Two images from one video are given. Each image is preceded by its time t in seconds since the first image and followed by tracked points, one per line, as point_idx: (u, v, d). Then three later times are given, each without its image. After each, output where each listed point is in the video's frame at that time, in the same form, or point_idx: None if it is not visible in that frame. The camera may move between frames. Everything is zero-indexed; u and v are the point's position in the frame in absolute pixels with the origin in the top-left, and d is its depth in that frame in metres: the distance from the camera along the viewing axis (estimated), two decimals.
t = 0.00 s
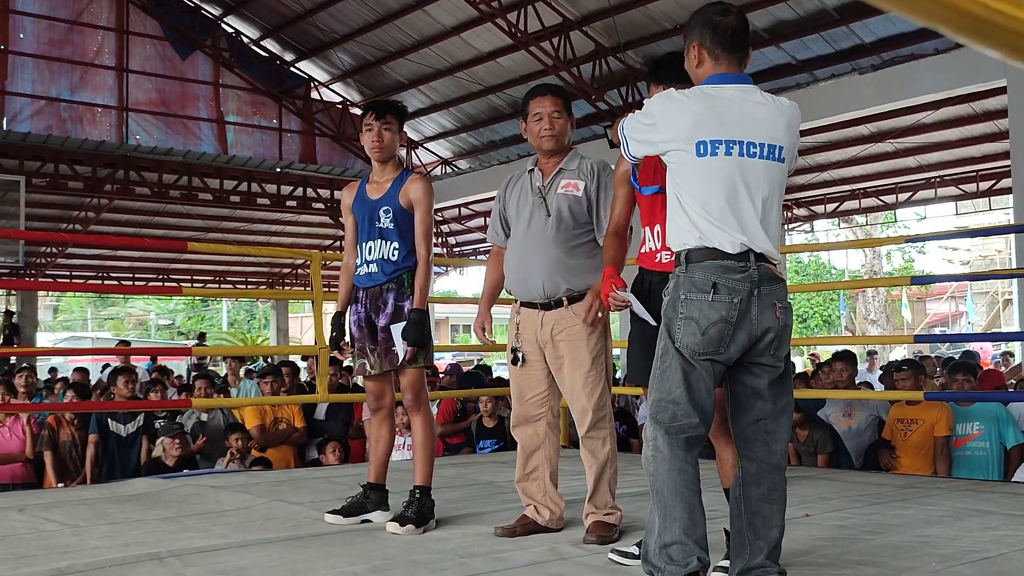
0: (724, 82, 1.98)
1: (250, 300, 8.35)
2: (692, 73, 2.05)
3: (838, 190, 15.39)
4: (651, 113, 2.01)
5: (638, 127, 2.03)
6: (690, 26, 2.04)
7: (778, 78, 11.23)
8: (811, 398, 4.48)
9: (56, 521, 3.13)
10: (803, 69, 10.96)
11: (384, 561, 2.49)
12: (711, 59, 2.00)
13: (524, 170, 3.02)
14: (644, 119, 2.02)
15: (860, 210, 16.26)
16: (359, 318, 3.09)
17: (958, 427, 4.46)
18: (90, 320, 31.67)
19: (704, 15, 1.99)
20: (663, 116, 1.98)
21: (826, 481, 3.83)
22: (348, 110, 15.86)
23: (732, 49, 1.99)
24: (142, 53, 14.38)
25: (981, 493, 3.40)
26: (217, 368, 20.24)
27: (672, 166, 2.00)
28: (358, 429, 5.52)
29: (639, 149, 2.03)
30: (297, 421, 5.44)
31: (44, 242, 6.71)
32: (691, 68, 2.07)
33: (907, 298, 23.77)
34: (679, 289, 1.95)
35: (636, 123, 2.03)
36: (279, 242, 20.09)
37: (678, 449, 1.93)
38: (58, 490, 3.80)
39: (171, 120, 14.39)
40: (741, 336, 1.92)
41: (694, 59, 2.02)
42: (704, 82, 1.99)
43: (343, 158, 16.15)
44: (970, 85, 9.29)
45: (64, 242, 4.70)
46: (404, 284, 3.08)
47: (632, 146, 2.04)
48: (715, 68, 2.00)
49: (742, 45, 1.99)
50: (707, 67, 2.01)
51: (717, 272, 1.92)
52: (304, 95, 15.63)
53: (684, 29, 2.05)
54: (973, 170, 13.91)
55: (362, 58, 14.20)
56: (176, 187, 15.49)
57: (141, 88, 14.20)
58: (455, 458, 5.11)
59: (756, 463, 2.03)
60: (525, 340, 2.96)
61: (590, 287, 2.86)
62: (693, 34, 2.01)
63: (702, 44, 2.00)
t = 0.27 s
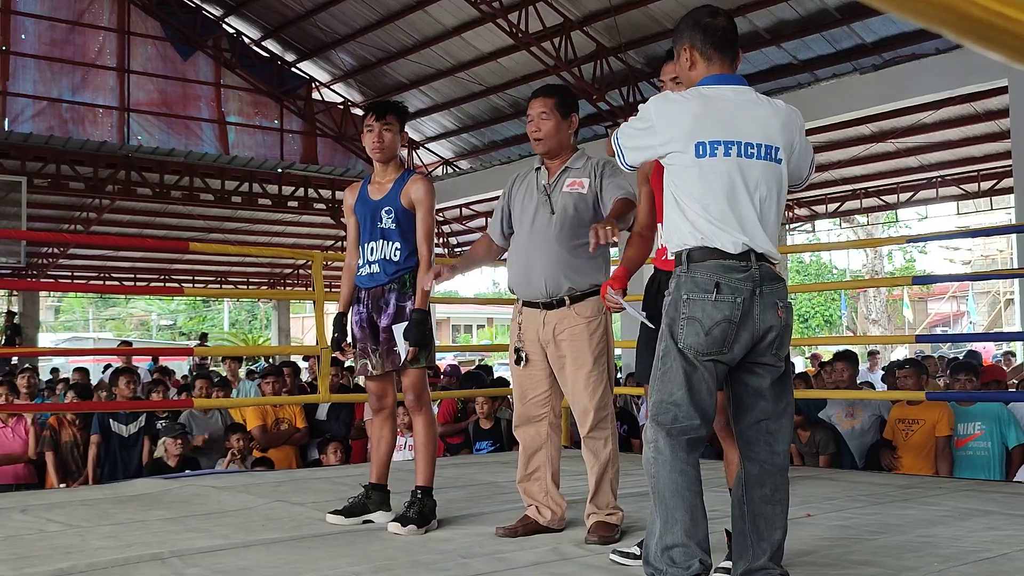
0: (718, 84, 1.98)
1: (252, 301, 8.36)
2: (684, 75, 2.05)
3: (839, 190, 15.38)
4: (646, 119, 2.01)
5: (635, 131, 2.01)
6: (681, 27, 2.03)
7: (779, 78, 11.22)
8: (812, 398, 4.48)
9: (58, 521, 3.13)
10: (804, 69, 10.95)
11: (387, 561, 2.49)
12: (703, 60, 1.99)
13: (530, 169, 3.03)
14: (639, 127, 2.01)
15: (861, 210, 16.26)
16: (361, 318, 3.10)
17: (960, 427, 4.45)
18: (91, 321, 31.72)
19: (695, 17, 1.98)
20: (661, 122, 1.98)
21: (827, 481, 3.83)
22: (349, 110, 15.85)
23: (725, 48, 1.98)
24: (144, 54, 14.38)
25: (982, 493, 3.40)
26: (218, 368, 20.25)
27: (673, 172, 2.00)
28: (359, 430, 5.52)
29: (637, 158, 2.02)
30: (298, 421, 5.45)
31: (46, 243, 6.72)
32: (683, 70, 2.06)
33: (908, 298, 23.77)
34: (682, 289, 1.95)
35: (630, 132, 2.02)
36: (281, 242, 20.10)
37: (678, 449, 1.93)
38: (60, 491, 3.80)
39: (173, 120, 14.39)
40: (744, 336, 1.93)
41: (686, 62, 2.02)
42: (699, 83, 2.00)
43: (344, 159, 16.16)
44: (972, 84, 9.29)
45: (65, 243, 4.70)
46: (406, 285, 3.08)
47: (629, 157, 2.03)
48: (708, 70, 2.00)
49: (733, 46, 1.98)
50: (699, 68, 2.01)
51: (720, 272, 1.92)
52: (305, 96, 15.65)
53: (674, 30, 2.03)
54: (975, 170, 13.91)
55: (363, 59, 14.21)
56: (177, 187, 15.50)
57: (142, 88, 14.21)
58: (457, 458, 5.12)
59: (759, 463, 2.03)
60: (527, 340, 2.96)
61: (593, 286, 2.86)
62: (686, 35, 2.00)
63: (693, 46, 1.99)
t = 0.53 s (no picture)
0: (703, 86, 2.02)
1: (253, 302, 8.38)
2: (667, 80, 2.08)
3: (839, 189, 15.38)
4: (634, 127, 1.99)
5: (625, 145, 1.99)
6: (660, 33, 2.07)
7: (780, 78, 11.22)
8: (813, 398, 4.48)
9: (59, 521, 3.14)
10: (805, 68, 10.95)
11: (388, 561, 2.49)
12: (687, 63, 2.04)
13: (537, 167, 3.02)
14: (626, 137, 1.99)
15: (862, 210, 16.26)
16: (363, 318, 3.10)
17: (961, 427, 4.45)
18: (92, 321, 31.75)
19: (675, 21, 2.03)
20: (651, 128, 1.97)
21: (828, 481, 3.83)
22: (350, 110, 15.84)
23: (706, 52, 2.03)
24: (145, 54, 14.39)
25: (983, 493, 3.40)
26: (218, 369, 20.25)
27: (664, 178, 1.99)
28: (361, 430, 5.53)
29: (626, 168, 1.99)
30: (299, 421, 5.45)
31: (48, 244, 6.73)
32: (663, 77, 2.10)
33: (909, 298, 23.77)
34: (672, 289, 1.94)
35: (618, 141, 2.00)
36: (282, 242, 20.11)
37: (664, 449, 1.94)
38: (61, 490, 3.80)
39: (174, 120, 14.40)
40: (737, 336, 1.93)
41: (669, 65, 2.05)
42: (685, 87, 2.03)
43: (345, 159, 16.17)
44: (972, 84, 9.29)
45: (65, 244, 4.71)
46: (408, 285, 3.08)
47: (619, 167, 2.00)
48: (691, 73, 2.04)
49: (714, 48, 2.03)
50: (683, 72, 2.05)
51: (712, 271, 1.92)
52: (306, 96, 15.66)
53: (655, 37, 2.07)
54: (976, 170, 13.91)
55: (364, 59, 14.21)
56: (178, 188, 15.52)
57: (143, 89, 14.22)
58: (457, 458, 5.12)
59: (756, 462, 2.03)
60: (527, 339, 2.96)
61: (591, 287, 2.85)
62: (667, 40, 2.04)
63: (675, 49, 2.03)
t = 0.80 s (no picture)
0: (659, 86, 2.04)
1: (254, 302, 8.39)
2: (621, 83, 2.09)
3: (841, 189, 15.37)
4: (616, 128, 1.95)
5: (604, 157, 1.93)
6: (612, 33, 2.09)
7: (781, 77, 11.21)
8: (813, 398, 4.48)
9: (60, 521, 3.14)
10: (807, 68, 10.93)
11: (389, 561, 2.49)
12: (641, 63, 2.06)
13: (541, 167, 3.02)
14: (606, 138, 1.95)
15: (864, 210, 16.25)
16: (365, 318, 3.09)
17: (963, 427, 4.44)
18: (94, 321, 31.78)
19: (627, 21, 2.06)
20: (632, 128, 1.95)
21: (829, 481, 3.83)
22: (351, 110, 15.85)
23: (657, 53, 2.07)
24: (146, 54, 14.40)
25: (984, 493, 3.39)
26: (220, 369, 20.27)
27: (646, 178, 1.96)
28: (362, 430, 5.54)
29: (608, 171, 1.92)
30: (301, 421, 5.43)
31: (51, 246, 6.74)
32: (614, 83, 2.10)
33: (911, 298, 23.76)
34: (650, 295, 1.92)
35: (602, 143, 1.94)
36: (283, 242, 20.11)
37: (654, 460, 1.91)
38: (63, 491, 3.80)
39: (175, 120, 14.40)
40: (717, 336, 1.93)
41: (622, 66, 2.07)
42: (643, 88, 2.04)
43: (346, 158, 16.16)
44: (974, 84, 9.29)
45: (65, 244, 4.70)
46: (411, 285, 3.08)
47: (601, 172, 1.93)
48: (646, 73, 2.06)
49: (664, 48, 2.07)
50: (637, 73, 2.07)
51: (688, 274, 1.92)
52: (307, 96, 15.65)
53: (604, 41, 2.09)
54: (977, 169, 13.90)
55: (365, 58, 14.21)
56: (179, 188, 15.52)
57: (144, 88, 14.23)
58: (458, 457, 5.12)
59: (739, 462, 2.03)
60: (530, 338, 2.96)
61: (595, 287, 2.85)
62: (619, 41, 2.06)
63: (628, 48, 2.06)
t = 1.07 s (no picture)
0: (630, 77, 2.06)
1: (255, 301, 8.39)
2: (588, 76, 2.09)
3: (843, 187, 15.36)
4: (611, 112, 1.92)
5: (602, 141, 1.88)
6: (576, 25, 2.10)
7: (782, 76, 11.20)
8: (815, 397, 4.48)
9: (62, 520, 3.14)
10: (808, 66, 10.91)
11: (391, 560, 2.49)
12: (609, 58, 2.07)
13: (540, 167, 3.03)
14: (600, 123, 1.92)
15: (865, 208, 16.24)
16: (367, 317, 3.09)
17: (966, 425, 4.44)
18: (95, 319, 31.82)
19: (595, 12, 2.07)
20: (625, 114, 1.93)
21: (831, 480, 3.83)
22: (352, 108, 15.85)
23: (623, 50, 2.09)
24: (147, 52, 14.41)
25: (986, 492, 3.38)
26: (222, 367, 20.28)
27: (639, 165, 1.95)
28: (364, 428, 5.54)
29: (605, 154, 1.87)
30: (302, 420, 5.44)
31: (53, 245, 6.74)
32: (584, 77, 2.09)
33: (912, 297, 23.75)
34: (642, 291, 1.91)
35: (600, 127, 1.90)
36: (284, 241, 20.11)
37: (654, 460, 1.86)
38: (64, 489, 3.80)
39: (176, 119, 14.40)
40: (708, 330, 1.94)
41: (591, 58, 2.07)
42: (617, 82, 2.04)
43: (347, 157, 16.16)
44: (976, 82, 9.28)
45: (67, 244, 4.69)
46: (414, 282, 3.08)
47: (597, 154, 1.88)
48: (615, 68, 2.07)
49: (629, 45, 2.09)
50: (605, 67, 2.08)
51: (680, 270, 1.92)
52: (309, 94, 15.63)
53: (570, 31, 2.10)
54: (979, 168, 13.89)
55: (366, 57, 14.21)
56: (180, 186, 15.52)
57: (145, 87, 14.22)
58: (459, 456, 5.12)
59: (726, 457, 2.04)
60: (535, 337, 2.95)
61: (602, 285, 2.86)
62: (584, 34, 2.08)
63: (597, 40, 2.07)
